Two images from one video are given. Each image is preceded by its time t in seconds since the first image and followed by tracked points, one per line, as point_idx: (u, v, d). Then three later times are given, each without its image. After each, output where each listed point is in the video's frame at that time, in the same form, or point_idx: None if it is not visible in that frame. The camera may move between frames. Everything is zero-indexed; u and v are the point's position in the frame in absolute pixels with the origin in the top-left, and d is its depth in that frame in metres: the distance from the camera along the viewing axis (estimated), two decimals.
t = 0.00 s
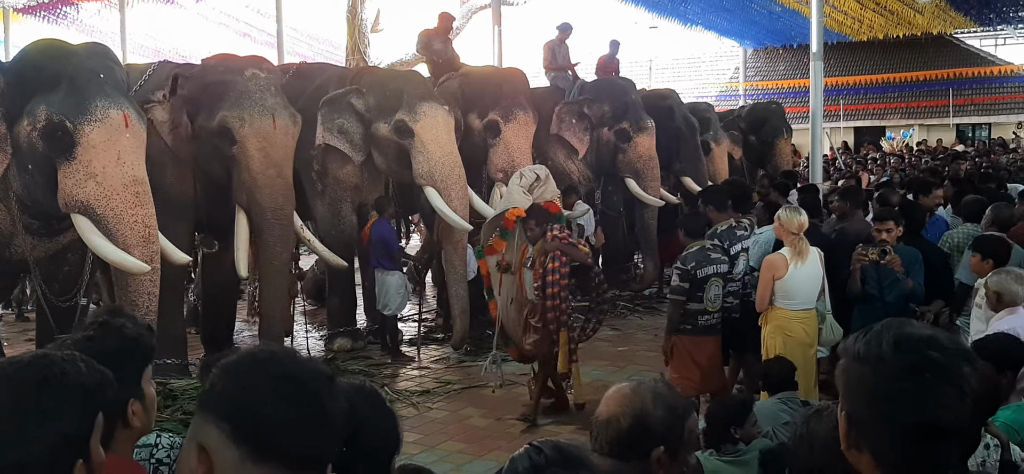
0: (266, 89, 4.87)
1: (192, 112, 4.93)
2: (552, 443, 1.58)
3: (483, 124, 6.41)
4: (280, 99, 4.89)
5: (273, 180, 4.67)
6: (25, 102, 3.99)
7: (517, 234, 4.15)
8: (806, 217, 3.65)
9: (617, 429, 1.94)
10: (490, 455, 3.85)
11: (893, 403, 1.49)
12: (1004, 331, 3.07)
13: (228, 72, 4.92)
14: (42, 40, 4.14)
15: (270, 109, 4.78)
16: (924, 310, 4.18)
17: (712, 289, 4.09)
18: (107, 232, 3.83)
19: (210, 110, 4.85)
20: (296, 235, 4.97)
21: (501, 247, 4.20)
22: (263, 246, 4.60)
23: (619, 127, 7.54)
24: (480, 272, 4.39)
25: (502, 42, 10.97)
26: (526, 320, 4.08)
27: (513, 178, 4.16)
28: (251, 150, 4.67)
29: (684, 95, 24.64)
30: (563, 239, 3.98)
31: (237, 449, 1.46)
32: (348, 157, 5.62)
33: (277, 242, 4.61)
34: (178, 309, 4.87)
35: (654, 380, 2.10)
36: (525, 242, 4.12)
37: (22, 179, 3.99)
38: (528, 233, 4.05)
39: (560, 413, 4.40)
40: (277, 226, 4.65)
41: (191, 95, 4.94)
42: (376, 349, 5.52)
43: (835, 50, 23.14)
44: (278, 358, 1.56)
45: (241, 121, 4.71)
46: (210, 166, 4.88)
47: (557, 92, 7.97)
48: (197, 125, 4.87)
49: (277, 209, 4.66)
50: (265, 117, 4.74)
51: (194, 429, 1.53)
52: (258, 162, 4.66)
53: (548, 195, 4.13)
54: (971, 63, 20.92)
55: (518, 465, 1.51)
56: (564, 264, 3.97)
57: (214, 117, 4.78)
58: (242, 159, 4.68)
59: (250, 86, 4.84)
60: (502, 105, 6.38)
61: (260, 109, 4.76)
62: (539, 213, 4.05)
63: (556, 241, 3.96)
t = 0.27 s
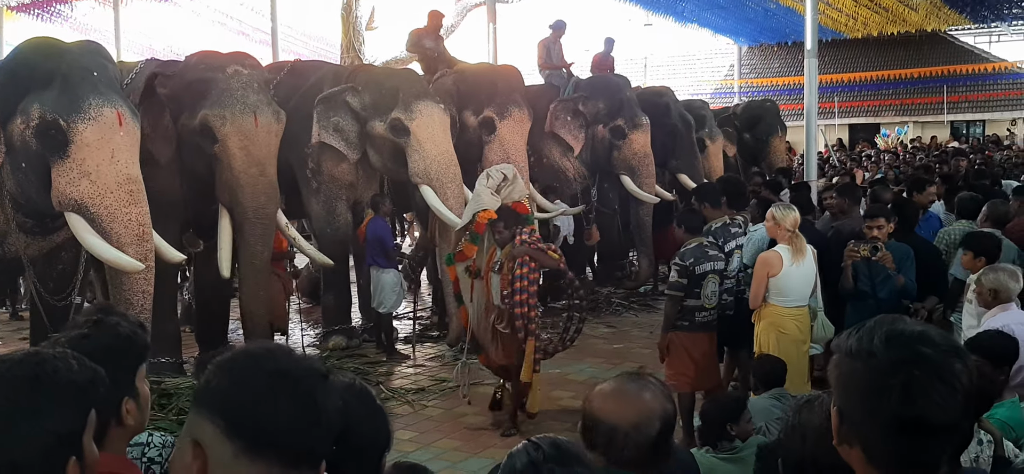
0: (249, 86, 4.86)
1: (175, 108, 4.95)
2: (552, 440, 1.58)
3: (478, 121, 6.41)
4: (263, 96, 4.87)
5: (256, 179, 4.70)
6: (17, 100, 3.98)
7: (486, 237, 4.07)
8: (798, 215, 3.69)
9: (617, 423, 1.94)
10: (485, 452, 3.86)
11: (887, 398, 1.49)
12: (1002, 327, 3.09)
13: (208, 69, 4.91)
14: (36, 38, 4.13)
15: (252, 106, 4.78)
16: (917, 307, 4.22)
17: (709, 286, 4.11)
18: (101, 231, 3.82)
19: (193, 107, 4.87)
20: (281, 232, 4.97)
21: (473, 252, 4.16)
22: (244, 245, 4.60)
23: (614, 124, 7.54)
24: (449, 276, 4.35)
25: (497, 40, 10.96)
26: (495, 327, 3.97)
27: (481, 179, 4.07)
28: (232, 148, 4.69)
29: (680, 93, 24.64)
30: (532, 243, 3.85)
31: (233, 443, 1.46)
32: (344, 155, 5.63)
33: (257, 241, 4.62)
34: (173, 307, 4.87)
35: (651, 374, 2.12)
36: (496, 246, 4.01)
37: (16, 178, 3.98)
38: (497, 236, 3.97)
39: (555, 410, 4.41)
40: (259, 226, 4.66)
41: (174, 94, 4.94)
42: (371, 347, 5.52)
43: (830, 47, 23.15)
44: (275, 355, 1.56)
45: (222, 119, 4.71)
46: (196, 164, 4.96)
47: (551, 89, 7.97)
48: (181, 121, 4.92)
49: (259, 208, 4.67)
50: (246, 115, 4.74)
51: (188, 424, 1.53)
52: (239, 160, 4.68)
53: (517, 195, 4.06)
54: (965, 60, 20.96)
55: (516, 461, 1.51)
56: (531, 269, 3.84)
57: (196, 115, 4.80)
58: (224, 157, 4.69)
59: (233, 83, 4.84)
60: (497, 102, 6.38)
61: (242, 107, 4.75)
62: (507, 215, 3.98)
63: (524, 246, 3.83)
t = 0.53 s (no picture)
0: (232, 85, 4.81)
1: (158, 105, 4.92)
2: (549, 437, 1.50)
3: (474, 120, 6.40)
4: (247, 96, 4.82)
5: (240, 180, 4.69)
6: (12, 99, 3.97)
7: (448, 244, 3.88)
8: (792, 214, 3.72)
9: (615, 422, 1.94)
10: (481, 451, 3.86)
11: (884, 397, 1.50)
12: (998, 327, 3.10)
13: (191, 68, 4.84)
14: (31, 37, 4.12)
15: (235, 107, 4.73)
16: (912, 305, 4.20)
17: (706, 284, 4.11)
18: (96, 230, 3.82)
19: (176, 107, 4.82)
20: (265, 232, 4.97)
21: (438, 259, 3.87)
22: (228, 246, 4.63)
23: (610, 123, 7.53)
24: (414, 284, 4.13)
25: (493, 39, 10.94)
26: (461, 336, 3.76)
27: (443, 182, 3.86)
28: (215, 149, 4.67)
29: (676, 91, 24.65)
30: (496, 248, 3.73)
31: (230, 441, 1.46)
32: (341, 154, 5.61)
33: (242, 243, 4.64)
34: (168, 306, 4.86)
35: (633, 370, 2.14)
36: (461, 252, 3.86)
37: (11, 176, 3.97)
38: (461, 241, 3.84)
39: (551, 409, 4.42)
40: (243, 227, 4.67)
41: (158, 91, 4.89)
42: (366, 346, 5.51)
43: (826, 46, 23.16)
44: (273, 354, 1.56)
45: (205, 120, 4.70)
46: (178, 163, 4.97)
47: (547, 88, 7.96)
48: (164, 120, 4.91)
49: (241, 210, 4.67)
50: (229, 116, 4.70)
51: (187, 422, 1.53)
52: (222, 161, 4.67)
53: (481, 198, 3.84)
54: (960, 59, 21.00)
55: (515, 459, 1.45)
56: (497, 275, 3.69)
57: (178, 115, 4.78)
58: (208, 158, 4.69)
59: (215, 83, 4.78)
60: (493, 101, 6.37)
61: (225, 107, 4.72)
62: (470, 219, 3.83)
63: (487, 251, 3.71)
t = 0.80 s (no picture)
0: (219, 83, 4.82)
1: (143, 102, 4.87)
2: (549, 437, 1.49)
3: (471, 120, 6.41)
4: (234, 94, 4.84)
5: (224, 180, 4.68)
6: (8, 99, 3.97)
7: (408, 247, 3.77)
8: (786, 213, 3.77)
9: (614, 424, 1.94)
10: (477, 451, 3.87)
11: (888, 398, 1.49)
12: (996, 326, 3.09)
13: (178, 65, 4.85)
14: (26, 36, 4.11)
15: (221, 105, 4.74)
16: (908, 304, 4.21)
17: (704, 284, 4.13)
18: (93, 229, 3.82)
19: (160, 105, 4.79)
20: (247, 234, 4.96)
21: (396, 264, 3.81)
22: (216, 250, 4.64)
23: (607, 122, 7.53)
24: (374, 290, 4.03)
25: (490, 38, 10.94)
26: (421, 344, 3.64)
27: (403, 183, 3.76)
28: (201, 148, 4.65)
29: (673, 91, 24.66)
30: (460, 252, 3.57)
31: (228, 441, 1.46)
32: (339, 153, 5.63)
33: (228, 243, 4.65)
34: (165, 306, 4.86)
35: (627, 369, 2.15)
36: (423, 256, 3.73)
37: (8, 176, 3.96)
38: (423, 244, 3.70)
39: (548, 408, 4.42)
40: (229, 229, 4.68)
41: (143, 86, 4.87)
42: (364, 346, 5.50)
43: (822, 46, 23.19)
44: (272, 355, 1.56)
45: (191, 117, 4.67)
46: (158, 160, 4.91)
47: (543, 88, 7.96)
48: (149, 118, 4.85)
49: (225, 210, 4.67)
50: (215, 114, 4.70)
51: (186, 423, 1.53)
52: (209, 160, 4.66)
53: (442, 201, 3.74)
54: (956, 59, 21.04)
55: (512, 458, 1.44)
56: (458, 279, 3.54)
57: (163, 112, 4.73)
58: (193, 156, 4.66)
59: (202, 80, 4.79)
60: (490, 101, 6.38)
61: (211, 105, 4.72)
62: (431, 222, 3.71)
63: (450, 254, 3.54)
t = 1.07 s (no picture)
0: (212, 81, 4.81)
1: (134, 98, 4.86)
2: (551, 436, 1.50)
3: (470, 120, 6.39)
4: (226, 93, 4.84)
5: (214, 178, 4.69)
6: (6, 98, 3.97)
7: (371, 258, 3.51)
8: (783, 213, 3.79)
9: (617, 421, 1.98)
10: (475, 451, 3.87)
11: (893, 399, 1.49)
12: (995, 326, 3.09)
13: (171, 61, 4.83)
14: (24, 36, 4.11)
15: (214, 103, 4.75)
16: (906, 304, 4.21)
17: (703, 284, 4.15)
18: (91, 229, 3.81)
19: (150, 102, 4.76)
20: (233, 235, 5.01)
21: (360, 276, 3.51)
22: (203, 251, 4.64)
23: (606, 122, 7.53)
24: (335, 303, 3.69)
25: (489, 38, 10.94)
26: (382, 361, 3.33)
27: (367, 190, 3.53)
28: (192, 145, 4.65)
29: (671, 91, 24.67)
30: (423, 263, 3.24)
31: (229, 440, 1.46)
32: (338, 152, 5.52)
33: (214, 245, 4.66)
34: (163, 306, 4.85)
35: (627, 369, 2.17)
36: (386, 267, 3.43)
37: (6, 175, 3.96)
38: (385, 255, 3.41)
39: (546, 408, 4.43)
40: (216, 229, 4.70)
41: (133, 82, 4.86)
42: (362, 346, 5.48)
43: (820, 46, 23.21)
44: (272, 355, 1.55)
45: (183, 113, 4.66)
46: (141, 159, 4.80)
47: (542, 88, 7.96)
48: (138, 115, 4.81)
49: (214, 210, 4.68)
50: (208, 112, 4.70)
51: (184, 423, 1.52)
52: (199, 157, 4.66)
53: (409, 209, 3.46)
54: (954, 59, 21.07)
55: (514, 457, 1.44)
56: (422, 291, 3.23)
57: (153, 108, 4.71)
58: (183, 152, 4.65)
59: (195, 78, 4.77)
60: (488, 100, 6.37)
61: (204, 103, 4.72)
62: (395, 231, 3.41)
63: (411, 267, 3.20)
